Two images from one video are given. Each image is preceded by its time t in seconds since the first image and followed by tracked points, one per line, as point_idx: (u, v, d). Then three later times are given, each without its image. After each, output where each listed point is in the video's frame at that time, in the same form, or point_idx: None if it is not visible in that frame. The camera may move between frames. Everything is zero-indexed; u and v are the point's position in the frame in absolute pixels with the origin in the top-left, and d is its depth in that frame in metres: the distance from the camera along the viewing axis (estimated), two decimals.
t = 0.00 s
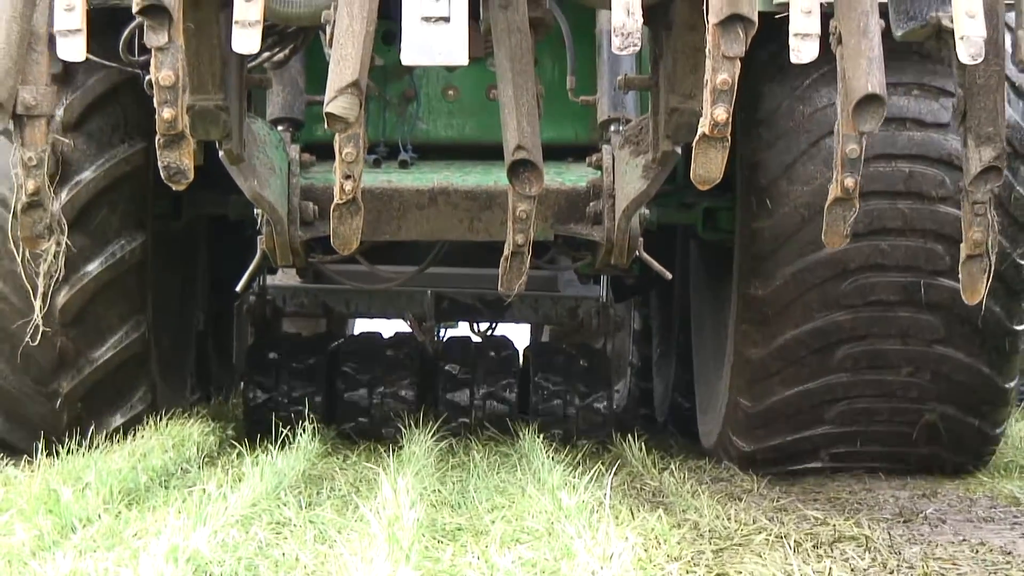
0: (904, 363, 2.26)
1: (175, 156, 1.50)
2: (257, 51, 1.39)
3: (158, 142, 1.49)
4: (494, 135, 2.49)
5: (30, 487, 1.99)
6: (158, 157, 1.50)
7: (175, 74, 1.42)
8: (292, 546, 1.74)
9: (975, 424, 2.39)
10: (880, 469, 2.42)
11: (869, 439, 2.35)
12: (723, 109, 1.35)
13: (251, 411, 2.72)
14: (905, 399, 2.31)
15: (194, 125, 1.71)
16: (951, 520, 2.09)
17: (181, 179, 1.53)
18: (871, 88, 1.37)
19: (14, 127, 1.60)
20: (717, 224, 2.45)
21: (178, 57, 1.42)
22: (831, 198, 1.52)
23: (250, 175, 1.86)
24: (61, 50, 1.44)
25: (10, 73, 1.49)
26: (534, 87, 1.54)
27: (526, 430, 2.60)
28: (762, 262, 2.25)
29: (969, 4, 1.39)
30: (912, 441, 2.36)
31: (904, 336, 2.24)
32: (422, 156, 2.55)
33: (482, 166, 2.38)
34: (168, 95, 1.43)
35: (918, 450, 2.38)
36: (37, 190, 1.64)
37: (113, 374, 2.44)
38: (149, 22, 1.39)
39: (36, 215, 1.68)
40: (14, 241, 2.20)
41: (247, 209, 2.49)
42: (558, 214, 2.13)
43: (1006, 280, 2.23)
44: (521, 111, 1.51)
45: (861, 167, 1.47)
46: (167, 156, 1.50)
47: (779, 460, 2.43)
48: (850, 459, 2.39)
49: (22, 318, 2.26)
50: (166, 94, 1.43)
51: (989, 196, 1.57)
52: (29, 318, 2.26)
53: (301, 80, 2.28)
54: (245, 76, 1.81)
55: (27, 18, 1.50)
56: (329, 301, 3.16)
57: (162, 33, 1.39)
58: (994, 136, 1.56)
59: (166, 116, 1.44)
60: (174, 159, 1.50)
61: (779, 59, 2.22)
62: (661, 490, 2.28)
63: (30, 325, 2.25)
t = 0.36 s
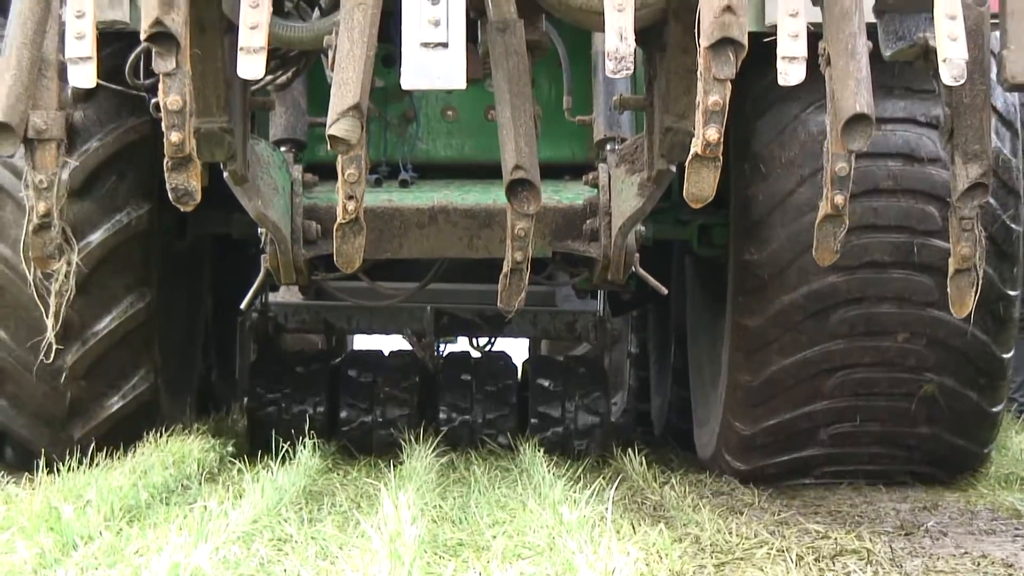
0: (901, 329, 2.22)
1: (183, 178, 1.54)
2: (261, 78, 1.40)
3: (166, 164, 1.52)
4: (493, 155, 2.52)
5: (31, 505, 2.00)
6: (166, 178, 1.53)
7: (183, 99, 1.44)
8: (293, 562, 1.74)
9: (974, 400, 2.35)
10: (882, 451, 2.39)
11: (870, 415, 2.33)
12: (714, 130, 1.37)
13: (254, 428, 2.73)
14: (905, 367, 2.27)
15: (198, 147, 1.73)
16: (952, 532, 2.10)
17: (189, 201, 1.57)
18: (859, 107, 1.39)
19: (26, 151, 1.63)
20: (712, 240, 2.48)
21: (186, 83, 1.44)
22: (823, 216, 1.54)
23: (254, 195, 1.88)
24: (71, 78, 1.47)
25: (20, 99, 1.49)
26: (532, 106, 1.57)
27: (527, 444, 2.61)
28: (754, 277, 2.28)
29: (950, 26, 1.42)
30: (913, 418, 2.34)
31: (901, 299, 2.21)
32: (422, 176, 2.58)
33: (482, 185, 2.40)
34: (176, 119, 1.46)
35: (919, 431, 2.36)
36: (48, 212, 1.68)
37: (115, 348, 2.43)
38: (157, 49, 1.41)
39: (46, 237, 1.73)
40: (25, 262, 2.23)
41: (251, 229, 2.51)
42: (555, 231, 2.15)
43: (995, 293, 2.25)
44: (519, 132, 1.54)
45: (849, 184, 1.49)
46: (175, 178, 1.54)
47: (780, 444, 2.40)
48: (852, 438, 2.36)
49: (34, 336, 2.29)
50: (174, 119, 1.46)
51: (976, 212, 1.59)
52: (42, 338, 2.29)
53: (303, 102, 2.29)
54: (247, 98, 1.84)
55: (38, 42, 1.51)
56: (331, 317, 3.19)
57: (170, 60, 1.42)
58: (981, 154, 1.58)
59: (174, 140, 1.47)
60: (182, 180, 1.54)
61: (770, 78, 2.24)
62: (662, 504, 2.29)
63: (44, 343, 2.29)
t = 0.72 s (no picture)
0: (898, 287, 2.22)
1: (194, 195, 1.58)
2: (268, 98, 1.46)
3: (177, 181, 1.56)
4: (496, 168, 2.55)
5: (36, 515, 2.00)
6: (178, 195, 1.57)
7: (194, 118, 1.50)
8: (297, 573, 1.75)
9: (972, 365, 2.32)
10: (884, 425, 2.36)
11: (870, 382, 2.31)
12: (710, 145, 1.41)
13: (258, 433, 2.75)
14: (904, 329, 2.25)
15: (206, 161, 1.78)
16: (955, 542, 2.11)
17: (199, 217, 1.61)
18: (850, 122, 1.45)
19: (39, 169, 1.62)
20: (709, 250, 2.52)
21: (195, 102, 1.50)
22: (817, 227, 1.54)
23: (261, 209, 1.92)
24: (85, 99, 1.51)
25: (34, 117, 1.55)
26: (531, 122, 1.64)
27: (528, 453, 2.63)
28: (752, 287, 2.31)
29: (936, 46, 1.50)
30: (914, 387, 2.32)
31: (898, 257, 2.20)
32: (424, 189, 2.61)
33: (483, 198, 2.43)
34: (188, 138, 1.50)
35: (919, 401, 2.33)
36: (62, 227, 1.63)
37: (122, 312, 2.41)
38: (167, 69, 1.48)
39: (60, 250, 1.66)
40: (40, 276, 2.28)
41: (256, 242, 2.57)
42: (555, 243, 2.17)
43: (987, 302, 2.30)
44: (519, 146, 1.61)
45: (842, 199, 1.51)
46: (186, 195, 1.57)
47: (780, 420, 2.39)
48: (853, 411, 2.34)
49: (48, 346, 2.35)
50: (185, 137, 1.50)
51: (967, 224, 1.61)
52: (55, 349, 2.35)
53: (308, 116, 2.31)
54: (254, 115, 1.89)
55: (51, 63, 1.57)
56: (335, 327, 3.14)
57: (180, 79, 1.48)
58: (970, 167, 1.61)
59: (185, 158, 1.51)
60: (193, 197, 1.58)
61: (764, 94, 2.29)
62: (667, 513, 2.28)
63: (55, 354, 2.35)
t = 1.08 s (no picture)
0: (896, 250, 2.24)
1: (207, 216, 1.61)
2: (280, 122, 1.51)
3: (190, 203, 1.59)
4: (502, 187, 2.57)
5: (45, 533, 2.00)
6: (191, 216, 1.60)
7: (206, 141, 1.53)
8: None
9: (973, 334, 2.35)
10: (889, 398, 2.35)
11: (873, 349, 2.30)
12: (708, 165, 1.44)
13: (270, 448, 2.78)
14: (906, 292, 2.27)
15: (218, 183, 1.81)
16: (963, 556, 2.10)
17: (212, 237, 1.63)
18: (845, 141, 1.49)
19: (55, 191, 1.65)
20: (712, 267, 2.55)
21: (208, 126, 1.54)
22: (813, 246, 1.59)
23: (272, 230, 1.95)
24: (104, 123, 1.55)
25: (52, 141, 1.58)
26: (536, 143, 1.68)
27: (536, 468, 2.62)
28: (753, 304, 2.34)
29: (929, 69, 1.54)
30: (917, 354, 2.31)
31: (894, 221, 2.24)
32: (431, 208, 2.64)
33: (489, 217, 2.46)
34: (201, 160, 1.54)
35: (922, 370, 2.33)
36: (78, 247, 1.67)
37: (133, 281, 2.43)
38: (181, 93, 1.52)
39: (76, 270, 1.70)
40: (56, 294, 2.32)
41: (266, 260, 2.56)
42: (562, 261, 2.20)
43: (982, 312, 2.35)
44: (523, 167, 1.65)
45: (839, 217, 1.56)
46: (199, 215, 1.61)
47: (784, 393, 2.37)
48: (856, 381, 2.33)
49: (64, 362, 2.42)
50: (198, 160, 1.54)
51: (961, 240, 1.64)
52: (69, 366, 2.42)
53: (318, 137, 2.35)
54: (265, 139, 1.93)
55: (67, 87, 1.60)
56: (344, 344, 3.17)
57: (193, 103, 1.52)
58: (964, 185, 1.63)
59: (198, 179, 1.54)
60: (206, 218, 1.61)
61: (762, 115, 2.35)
62: (673, 527, 2.27)
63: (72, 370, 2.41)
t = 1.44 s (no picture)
0: (887, 204, 2.26)
1: (214, 223, 1.63)
2: (287, 133, 1.53)
3: (199, 210, 1.61)
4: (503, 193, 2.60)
5: (47, 536, 1.98)
6: (200, 223, 1.62)
7: (215, 150, 1.56)
8: None
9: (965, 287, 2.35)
10: (886, 355, 2.32)
11: (869, 303, 2.29)
12: (703, 174, 1.47)
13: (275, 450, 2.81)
14: (900, 244, 2.27)
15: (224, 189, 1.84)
16: (964, 558, 2.10)
17: (220, 243, 1.65)
18: (837, 149, 1.53)
19: (67, 198, 1.68)
20: (709, 270, 2.58)
21: (216, 135, 1.56)
22: (806, 251, 1.62)
23: (277, 235, 1.97)
24: (114, 134, 1.58)
25: (63, 151, 1.61)
26: (536, 151, 1.72)
27: (538, 470, 2.63)
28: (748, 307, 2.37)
29: (916, 80, 1.57)
30: (914, 308, 2.30)
31: (885, 175, 2.27)
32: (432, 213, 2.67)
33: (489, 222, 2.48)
34: (209, 168, 1.57)
35: (917, 326, 2.31)
36: (88, 254, 1.70)
37: (139, 238, 2.42)
38: (190, 105, 1.55)
39: (87, 276, 1.74)
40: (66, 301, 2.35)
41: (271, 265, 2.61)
42: (561, 265, 2.22)
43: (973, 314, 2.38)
44: (523, 173, 1.68)
45: (831, 223, 1.59)
46: (207, 223, 1.62)
47: (781, 351, 2.36)
48: (854, 336, 2.31)
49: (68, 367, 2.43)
50: (207, 168, 1.57)
51: (951, 244, 1.67)
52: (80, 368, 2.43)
53: (322, 144, 2.36)
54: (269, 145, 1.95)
55: (78, 98, 1.63)
56: (348, 346, 3.18)
57: (202, 113, 1.55)
58: (955, 191, 1.66)
59: (207, 188, 1.57)
60: (214, 225, 1.63)
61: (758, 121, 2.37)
62: (675, 530, 2.27)
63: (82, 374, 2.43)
